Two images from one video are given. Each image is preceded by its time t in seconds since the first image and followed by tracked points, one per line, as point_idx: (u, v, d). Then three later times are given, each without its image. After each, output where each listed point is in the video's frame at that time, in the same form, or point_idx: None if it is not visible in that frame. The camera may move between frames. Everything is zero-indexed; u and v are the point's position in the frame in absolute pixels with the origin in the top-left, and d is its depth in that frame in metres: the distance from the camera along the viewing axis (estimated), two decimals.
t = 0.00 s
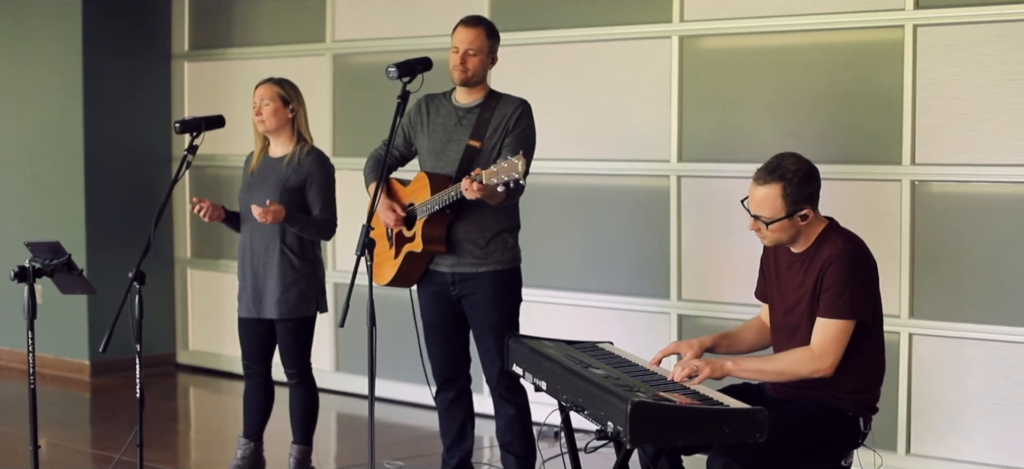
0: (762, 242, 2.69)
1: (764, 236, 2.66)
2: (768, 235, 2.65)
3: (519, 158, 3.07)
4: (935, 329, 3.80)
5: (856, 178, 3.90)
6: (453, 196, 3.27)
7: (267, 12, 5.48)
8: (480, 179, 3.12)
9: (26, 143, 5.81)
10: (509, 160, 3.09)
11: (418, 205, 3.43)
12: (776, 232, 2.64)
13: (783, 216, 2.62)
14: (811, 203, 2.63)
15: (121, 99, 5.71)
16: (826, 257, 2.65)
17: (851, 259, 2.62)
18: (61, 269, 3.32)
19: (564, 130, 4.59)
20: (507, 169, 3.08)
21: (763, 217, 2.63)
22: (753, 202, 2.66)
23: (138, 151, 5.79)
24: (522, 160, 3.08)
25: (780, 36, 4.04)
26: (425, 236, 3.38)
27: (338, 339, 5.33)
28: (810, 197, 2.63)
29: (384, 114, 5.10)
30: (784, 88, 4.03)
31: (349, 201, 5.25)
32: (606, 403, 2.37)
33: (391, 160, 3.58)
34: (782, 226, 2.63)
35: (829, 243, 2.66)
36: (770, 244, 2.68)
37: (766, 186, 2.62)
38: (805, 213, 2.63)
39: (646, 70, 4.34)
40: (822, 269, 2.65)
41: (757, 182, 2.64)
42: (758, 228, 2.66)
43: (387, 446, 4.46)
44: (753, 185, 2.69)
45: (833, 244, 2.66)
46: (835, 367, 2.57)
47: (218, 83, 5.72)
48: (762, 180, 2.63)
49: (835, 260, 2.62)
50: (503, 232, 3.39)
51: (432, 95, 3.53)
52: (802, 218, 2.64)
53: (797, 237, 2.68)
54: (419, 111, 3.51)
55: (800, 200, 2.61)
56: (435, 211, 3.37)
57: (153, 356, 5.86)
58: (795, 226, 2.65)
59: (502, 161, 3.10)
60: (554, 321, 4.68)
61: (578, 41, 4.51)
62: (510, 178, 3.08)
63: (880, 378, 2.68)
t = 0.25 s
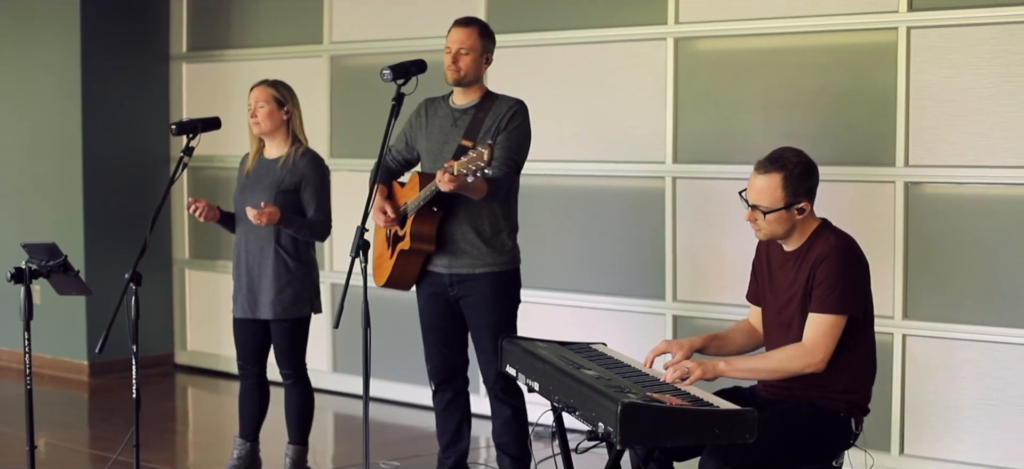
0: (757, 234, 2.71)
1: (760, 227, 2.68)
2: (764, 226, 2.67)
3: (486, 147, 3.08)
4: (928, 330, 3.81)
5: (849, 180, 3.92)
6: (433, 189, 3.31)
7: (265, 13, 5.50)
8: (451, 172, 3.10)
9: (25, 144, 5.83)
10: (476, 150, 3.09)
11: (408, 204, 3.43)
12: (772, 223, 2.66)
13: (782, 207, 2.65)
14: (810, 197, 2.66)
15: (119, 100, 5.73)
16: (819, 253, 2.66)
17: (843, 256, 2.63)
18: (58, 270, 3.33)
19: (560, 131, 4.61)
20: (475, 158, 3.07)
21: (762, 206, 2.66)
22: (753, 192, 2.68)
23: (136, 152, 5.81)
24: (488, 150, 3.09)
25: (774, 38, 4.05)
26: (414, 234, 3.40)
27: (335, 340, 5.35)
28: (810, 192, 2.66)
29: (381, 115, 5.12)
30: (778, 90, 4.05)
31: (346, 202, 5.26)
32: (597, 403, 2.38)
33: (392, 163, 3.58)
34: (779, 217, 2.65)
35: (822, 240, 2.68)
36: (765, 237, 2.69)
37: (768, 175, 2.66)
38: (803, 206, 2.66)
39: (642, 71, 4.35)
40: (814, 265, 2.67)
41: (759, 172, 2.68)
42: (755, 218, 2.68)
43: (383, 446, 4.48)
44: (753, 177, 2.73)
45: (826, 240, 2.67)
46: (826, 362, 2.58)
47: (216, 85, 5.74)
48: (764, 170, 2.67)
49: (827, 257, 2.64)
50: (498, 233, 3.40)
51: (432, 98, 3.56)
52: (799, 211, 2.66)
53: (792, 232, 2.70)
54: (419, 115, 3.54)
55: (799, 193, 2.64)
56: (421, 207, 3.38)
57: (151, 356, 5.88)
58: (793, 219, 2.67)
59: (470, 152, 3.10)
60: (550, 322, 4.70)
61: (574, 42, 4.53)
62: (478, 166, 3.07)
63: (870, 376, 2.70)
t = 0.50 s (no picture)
0: (747, 227, 2.74)
1: (751, 218, 2.72)
2: (754, 217, 2.70)
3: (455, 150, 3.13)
4: (924, 331, 3.82)
5: (845, 181, 3.93)
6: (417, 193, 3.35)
7: (264, 14, 5.51)
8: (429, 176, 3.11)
9: (25, 145, 5.84)
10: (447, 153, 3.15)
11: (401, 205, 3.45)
12: (762, 214, 2.69)
13: (771, 197, 2.68)
14: (799, 188, 2.69)
15: (119, 101, 5.75)
16: (810, 250, 2.68)
17: (833, 251, 2.65)
18: (56, 271, 3.35)
19: (557, 132, 4.62)
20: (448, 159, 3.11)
21: (751, 196, 2.69)
22: (742, 184, 2.72)
23: (136, 153, 5.83)
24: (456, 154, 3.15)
25: (771, 39, 4.06)
26: (406, 235, 3.41)
27: (334, 340, 5.37)
28: (798, 183, 2.69)
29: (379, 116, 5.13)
30: (775, 92, 4.06)
31: (345, 203, 5.28)
32: (590, 405, 2.39)
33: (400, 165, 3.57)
34: (769, 207, 2.69)
35: (812, 237, 2.70)
36: (756, 230, 2.72)
37: (757, 165, 2.70)
38: (791, 197, 2.68)
39: (639, 72, 4.36)
40: (805, 262, 2.68)
41: (749, 163, 2.73)
42: (745, 210, 2.72)
43: (380, 446, 4.49)
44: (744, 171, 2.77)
45: (816, 235, 2.69)
46: (819, 357, 2.60)
47: (215, 86, 5.76)
48: (754, 161, 2.72)
49: (817, 253, 2.65)
50: (496, 233, 3.42)
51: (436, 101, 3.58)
52: (788, 202, 2.69)
53: (783, 226, 2.72)
54: (423, 118, 3.56)
55: (788, 183, 2.67)
56: (412, 209, 3.40)
57: (151, 356, 5.90)
58: (782, 211, 2.70)
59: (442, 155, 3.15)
60: (549, 323, 4.71)
61: (571, 44, 4.54)
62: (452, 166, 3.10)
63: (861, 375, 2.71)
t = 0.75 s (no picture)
0: (735, 228, 2.76)
1: (737, 219, 2.74)
2: (740, 217, 2.73)
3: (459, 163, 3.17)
4: (924, 332, 3.83)
5: (844, 182, 3.93)
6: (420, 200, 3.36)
7: (266, 15, 5.53)
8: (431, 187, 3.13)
9: (28, 146, 5.86)
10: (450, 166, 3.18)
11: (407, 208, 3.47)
12: (748, 213, 2.72)
13: (755, 195, 2.70)
14: (784, 185, 2.70)
15: (121, 102, 5.77)
16: (800, 252, 2.68)
17: (824, 252, 2.66)
18: (57, 272, 3.36)
19: (558, 133, 4.63)
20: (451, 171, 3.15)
21: (736, 196, 2.71)
22: (727, 184, 2.75)
23: (139, 153, 5.85)
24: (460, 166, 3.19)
25: (770, 41, 4.07)
26: (410, 239, 3.44)
27: (335, 340, 5.38)
28: (783, 181, 2.71)
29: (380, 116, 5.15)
30: (775, 93, 4.07)
31: (347, 203, 5.30)
32: (588, 406, 2.40)
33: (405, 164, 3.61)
34: (754, 206, 2.71)
35: (802, 238, 2.71)
36: (743, 229, 2.74)
37: (740, 164, 2.73)
38: (776, 194, 2.70)
39: (639, 74, 4.37)
40: (796, 264, 2.68)
41: (733, 163, 2.75)
42: (731, 210, 2.74)
43: (382, 446, 4.51)
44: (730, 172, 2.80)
45: (806, 236, 2.70)
46: (817, 360, 2.60)
47: (217, 86, 5.78)
48: (736, 160, 2.75)
49: (808, 254, 2.66)
50: (498, 237, 3.42)
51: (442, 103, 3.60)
52: (773, 200, 2.70)
53: (770, 225, 2.74)
54: (428, 120, 3.57)
55: (771, 180, 2.69)
56: (417, 213, 3.41)
57: (154, 356, 5.92)
58: (768, 209, 2.71)
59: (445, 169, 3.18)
60: (550, 323, 4.72)
61: (572, 45, 4.55)
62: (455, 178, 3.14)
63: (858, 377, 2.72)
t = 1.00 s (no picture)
0: (733, 232, 2.76)
1: (735, 223, 2.74)
2: (739, 221, 2.73)
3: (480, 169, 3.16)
4: (929, 333, 3.83)
5: (848, 183, 3.94)
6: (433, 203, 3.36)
7: (272, 16, 5.55)
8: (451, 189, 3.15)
9: (35, 146, 5.89)
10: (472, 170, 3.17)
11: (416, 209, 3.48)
12: (746, 216, 2.72)
13: (751, 197, 2.71)
14: (780, 187, 2.71)
15: (128, 103, 5.79)
16: (801, 254, 2.69)
17: (825, 254, 2.66)
18: (64, 272, 3.38)
19: (563, 134, 4.64)
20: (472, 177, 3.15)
21: (733, 199, 2.72)
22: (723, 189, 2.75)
23: (145, 154, 5.88)
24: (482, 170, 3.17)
25: (775, 42, 4.07)
26: (421, 241, 3.44)
27: (341, 340, 5.40)
28: (779, 182, 2.71)
29: (385, 117, 5.16)
30: (780, 93, 4.07)
31: (353, 204, 5.31)
32: (590, 406, 2.41)
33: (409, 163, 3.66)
34: (751, 208, 2.71)
35: (803, 240, 2.71)
36: (742, 233, 2.74)
37: (735, 167, 2.73)
38: (772, 196, 2.70)
39: (644, 75, 4.38)
40: (797, 266, 2.69)
41: (728, 168, 2.76)
42: (729, 215, 2.74)
43: (386, 446, 4.52)
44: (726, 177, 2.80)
45: (806, 238, 2.71)
46: (818, 362, 2.60)
47: (224, 87, 5.80)
48: (732, 164, 2.75)
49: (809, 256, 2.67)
50: (507, 239, 3.43)
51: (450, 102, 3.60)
52: (770, 202, 2.71)
53: (769, 227, 2.74)
54: (436, 119, 3.58)
55: (767, 182, 2.70)
56: (428, 217, 3.42)
57: (160, 356, 5.94)
58: (765, 211, 2.72)
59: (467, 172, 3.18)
60: (555, 323, 4.73)
61: (577, 46, 4.56)
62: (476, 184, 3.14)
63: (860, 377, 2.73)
